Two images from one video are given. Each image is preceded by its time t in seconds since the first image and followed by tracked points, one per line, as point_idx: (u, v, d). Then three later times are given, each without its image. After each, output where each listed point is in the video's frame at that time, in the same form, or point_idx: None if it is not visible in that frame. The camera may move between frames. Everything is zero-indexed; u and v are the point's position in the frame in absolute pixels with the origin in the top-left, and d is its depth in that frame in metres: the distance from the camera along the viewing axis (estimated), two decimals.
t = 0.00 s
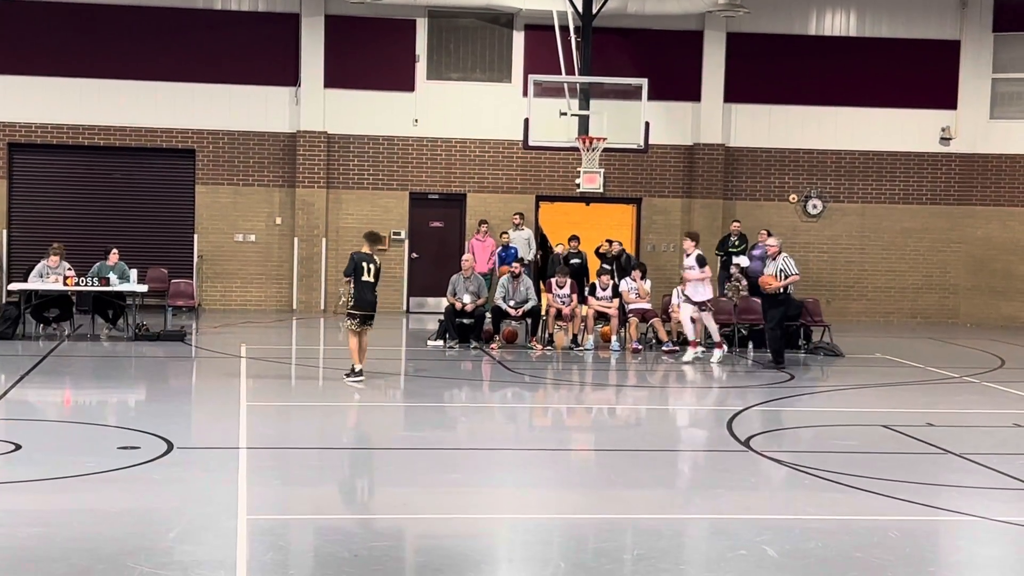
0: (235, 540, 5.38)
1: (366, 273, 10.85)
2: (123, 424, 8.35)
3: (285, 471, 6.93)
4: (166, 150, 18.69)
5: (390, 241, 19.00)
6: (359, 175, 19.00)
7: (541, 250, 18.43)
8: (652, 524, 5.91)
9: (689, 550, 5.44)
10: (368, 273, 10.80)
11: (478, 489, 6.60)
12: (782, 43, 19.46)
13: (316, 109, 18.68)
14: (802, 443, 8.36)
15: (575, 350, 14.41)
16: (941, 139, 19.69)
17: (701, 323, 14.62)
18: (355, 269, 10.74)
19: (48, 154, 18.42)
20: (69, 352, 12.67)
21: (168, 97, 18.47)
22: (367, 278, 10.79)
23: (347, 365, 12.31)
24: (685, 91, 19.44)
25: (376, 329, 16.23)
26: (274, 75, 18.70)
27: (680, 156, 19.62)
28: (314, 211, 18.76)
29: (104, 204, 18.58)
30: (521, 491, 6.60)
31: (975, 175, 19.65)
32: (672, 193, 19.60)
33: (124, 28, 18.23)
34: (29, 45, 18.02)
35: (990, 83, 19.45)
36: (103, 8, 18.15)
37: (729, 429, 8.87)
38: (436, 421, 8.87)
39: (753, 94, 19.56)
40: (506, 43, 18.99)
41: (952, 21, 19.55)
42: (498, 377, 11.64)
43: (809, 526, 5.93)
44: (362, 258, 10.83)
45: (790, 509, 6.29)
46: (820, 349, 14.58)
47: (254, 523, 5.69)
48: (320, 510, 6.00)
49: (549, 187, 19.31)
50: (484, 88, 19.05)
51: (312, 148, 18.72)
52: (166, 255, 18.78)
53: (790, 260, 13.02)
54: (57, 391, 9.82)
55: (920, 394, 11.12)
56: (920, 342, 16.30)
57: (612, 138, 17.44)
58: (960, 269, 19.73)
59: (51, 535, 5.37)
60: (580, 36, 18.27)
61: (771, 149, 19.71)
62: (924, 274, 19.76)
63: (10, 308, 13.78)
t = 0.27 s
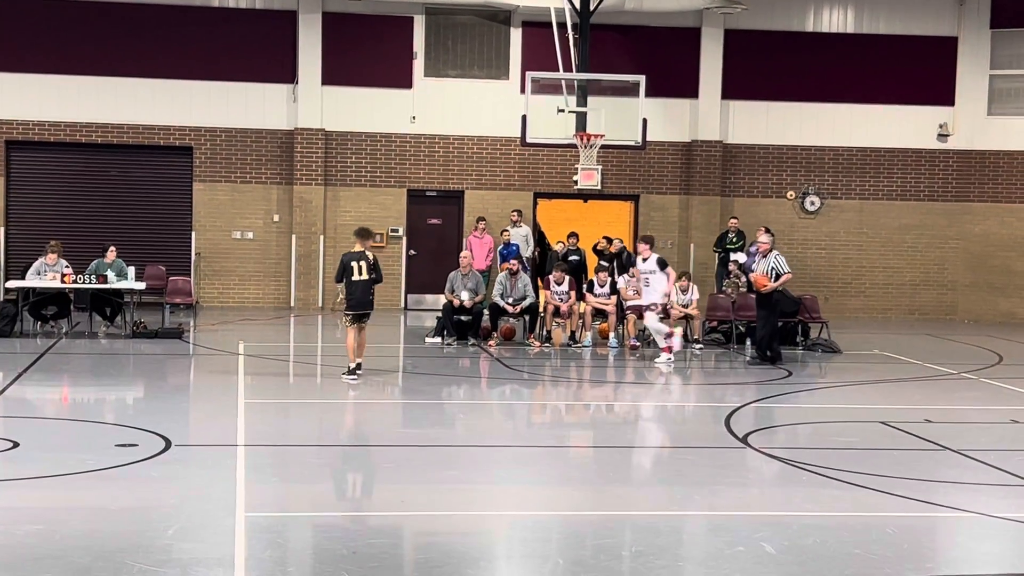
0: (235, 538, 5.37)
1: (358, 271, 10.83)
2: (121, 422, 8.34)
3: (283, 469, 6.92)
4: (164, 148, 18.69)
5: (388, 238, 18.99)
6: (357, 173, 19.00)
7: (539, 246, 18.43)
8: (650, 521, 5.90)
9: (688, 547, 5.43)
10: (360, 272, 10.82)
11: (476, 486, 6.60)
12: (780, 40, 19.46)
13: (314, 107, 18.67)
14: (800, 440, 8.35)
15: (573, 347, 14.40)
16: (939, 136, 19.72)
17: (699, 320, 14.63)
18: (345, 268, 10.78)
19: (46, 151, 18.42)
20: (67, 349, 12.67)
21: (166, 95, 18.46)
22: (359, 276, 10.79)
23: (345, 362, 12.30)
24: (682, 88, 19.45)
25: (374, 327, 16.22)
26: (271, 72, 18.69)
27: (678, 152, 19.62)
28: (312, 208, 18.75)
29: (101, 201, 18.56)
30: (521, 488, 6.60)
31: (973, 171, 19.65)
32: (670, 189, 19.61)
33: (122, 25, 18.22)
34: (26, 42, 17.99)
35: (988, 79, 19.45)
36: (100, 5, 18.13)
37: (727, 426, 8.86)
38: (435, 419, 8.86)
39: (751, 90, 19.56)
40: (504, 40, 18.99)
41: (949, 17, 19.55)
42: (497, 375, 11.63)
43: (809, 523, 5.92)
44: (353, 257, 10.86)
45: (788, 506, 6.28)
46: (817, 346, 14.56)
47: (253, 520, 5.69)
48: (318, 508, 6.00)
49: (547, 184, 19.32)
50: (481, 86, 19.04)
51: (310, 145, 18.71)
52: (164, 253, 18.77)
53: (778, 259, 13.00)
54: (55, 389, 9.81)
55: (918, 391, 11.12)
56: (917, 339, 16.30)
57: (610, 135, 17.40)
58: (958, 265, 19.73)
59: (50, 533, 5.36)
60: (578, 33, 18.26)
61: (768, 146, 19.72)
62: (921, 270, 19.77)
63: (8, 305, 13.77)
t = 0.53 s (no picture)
0: (232, 536, 5.38)
1: (356, 270, 10.77)
2: (118, 420, 8.34)
3: (279, 466, 6.92)
4: (160, 146, 18.67)
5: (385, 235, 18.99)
6: (354, 170, 18.99)
7: (536, 243, 18.43)
8: (647, 518, 5.91)
9: (685, 545, 5.43)
10: (358, 269, 10.75)
11: (472, 483, 6.60)
12: (776, 36, 19.46)
13: (310, 104, 18.67)
14: (797, 437, 8.35)
15: (570, 344, 14.40)
16: (935, 133, 19.70)
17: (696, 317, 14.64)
18: (346, 266, 10.73)
19: (42, 149, 18.40)
20: (64, 347, 12.66)
21: (163, 92, 18.45)
22: (359, 274, 10.74)
23: (342, 359, 12.31)
24: (679, 85, 19.45)
25: (371, 324, 16.23)
26: (268, 70, 18.68)
27: (675, 149, 19.62)
28: (309, 205, 18.74)
29: (98, 199, 18.55)
30: (518, 485, 6.61)
31: (969, 168, 19.66)
32: (667, 186, 19.63)
33: (118, 23, 18.20)
34: (22, 40, 17.97)
35: (984, 76, 19.46)
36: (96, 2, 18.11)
37: (723, 423, 8.87)
38: (432, 416, 8.85)
39: (748, 87, 19.56)
40: (500, 37, 18.98)
41: (946, 14, 19.55)
42: (494, 372, 11.63)
43: (805, 520, 5.92)
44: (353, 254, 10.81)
45: (785, 503, 6.28)
46: (815, 342, 14.57)
47: (250, 518, 5.70)
48: (314, 505, 6.00)
49: (544, 181, 19.32)
50: (478, 83, 19.04)
51: (307, 142, 18.70)
52: (161, 250, 18.76)
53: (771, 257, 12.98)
54: (52, 387, 9.81)
55: (915, 387, 11.13)
56: (914, 335, 16.31)
57: (607, 133, 17.38)
58: (955, 262, 19.74)
59: (47, 531, 5.36)
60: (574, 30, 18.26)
61: (765, 142, 19.72)
62: (919, 267, 19.78)
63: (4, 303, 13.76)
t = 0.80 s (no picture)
0: (228, 532, 5.38)
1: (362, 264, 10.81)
2: (114, 416, 8.33)
3: (275, 462, 6.92)
4: (156, 142, 18.67)
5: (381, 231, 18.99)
6: (350, 166, 18.98)
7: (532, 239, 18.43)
8: (642, 514, 5.91)
9: (681, 540, 5.43)
10: (362, 264, 10.78)
11: (467, 479, 6.60)
12: (772, 32, 19.47)
13: (306, 100, 18.65)
14: (793, 432, 8.36)
15: (566, 340, 14.40)
16: (931, 128, 19.72)
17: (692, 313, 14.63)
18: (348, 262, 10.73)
19: (37, 145, 18.38)
20: (60, 344, 12.65)
21: (158, 88, 18.44)
22: (360, 270, 10.75)
23: (338, 355, 12.31)
24: (675, 81, 19.45)
25: (367, 320, 16.22)
26: (263, 66, 18.67)
27: (671, 145, 19.62)
28: (305, 201, 18.73)
29: (93, 195, 18.54)
30: (514, 481, 6.61)
31: (965, 163, 19.67)
32: (663, 182, 19.61)
33: (113, 19, 18.17)
34: (17, 36, 17.94)
35: (980, 71, 19.46)
36: None
37: (719, 418, 8.87)
38: (428, 412, 8.85)
39: (744, 82, 19.56)
40: (496, 33, 18.96)
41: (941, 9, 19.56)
42: (490, 368, 11.63)
43: (801, 515, 5.92)
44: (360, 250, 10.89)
45: (781, 498, 6.29)
46: (811, 338, 14.57)
47: (246, 514, 5.69)
48: (309, 501, 6.00)
49: (540, 176, 19.32)
50: (473, 79, 19.02)
51: (303, 139, 18.69)
52: (156, 246, 18.76)
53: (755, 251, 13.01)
54: (47, 383, 9.81)
55: (910, 382, 11.14)
56: (910, 330, 16.32)
57: (602, 128, 17.41)
58: (950, 257, 19.76)
59: (43, 527, 5.36)
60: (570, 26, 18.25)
61: (761, 138, 19.72)
62: (914, 262, 19.80)
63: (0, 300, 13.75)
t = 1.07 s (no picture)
0: (225, 530, 5.38)
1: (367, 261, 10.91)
2: (110, 414, 8.33)
3: (271, 460, 6.92)
4: (153, 139, 18.65)
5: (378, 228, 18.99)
6: (346, 164, 18.97)
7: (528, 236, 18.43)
8: (639, 510, 5.91)
9: (678, 537, 5.43)
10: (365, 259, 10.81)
11: (464, 476, 6.61)
12: (768, 28, 19.47)
13: (302, 97, 18.65)
14: (789, 428, 8.37)
15: (563, 337, 14.40)
16: (927, 124, 19.73)
17: (689, 310, 14.63)
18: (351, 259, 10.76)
19: (33, 143, 18.36)
20: (56, 341, 12.64)
21: (154, 86, 18.42)
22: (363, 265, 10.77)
23: (334, 353, 12.30)
24: (671, 78, 19.45)
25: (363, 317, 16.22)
26: (260, 63, 18.65)
27: (667, 142, 19.62)
28: (302, 199, 18.71)
29: (90, 192, 18.54)
30: (512, 478, 6.62)
31: (961, 160, 19.69)
32: (659, 178, 19.61)
33: (109, 16, 18.15)
34: (12, 33, 17.91)
35: (976, 68, 19.47)
36: None
37: (716, 415, 8.87)
38: (425, 409, 8.85)
39: (740, 79, 19.56)
40: (492, 30, 18.95)
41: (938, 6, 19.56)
42: (486, 365, 11.63)
43: (798, 512, 5.92)
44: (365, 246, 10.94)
45: (778, 495, 6.29)
46: (807, 334, 14.57)
47: (244, 512, 5.69)
48: (307, 498, 6.00)
49: (536, 173, 19.32)
50: (470, 76, 19.02)
51: (299, 136, 18.68)
52: (152, 243, 18.76)
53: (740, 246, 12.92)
54: (43, 381, 9.82)
55: (906, 378, 11.16)
56: (906, 327, 16.33)
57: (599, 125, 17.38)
58: (946, 253, 19.78)
59: (40, 525, 5.36)
60: (566, 22, 18.24)
61: (758, 134, 19.73)
62: (911, 258, 19.82)
63: None
